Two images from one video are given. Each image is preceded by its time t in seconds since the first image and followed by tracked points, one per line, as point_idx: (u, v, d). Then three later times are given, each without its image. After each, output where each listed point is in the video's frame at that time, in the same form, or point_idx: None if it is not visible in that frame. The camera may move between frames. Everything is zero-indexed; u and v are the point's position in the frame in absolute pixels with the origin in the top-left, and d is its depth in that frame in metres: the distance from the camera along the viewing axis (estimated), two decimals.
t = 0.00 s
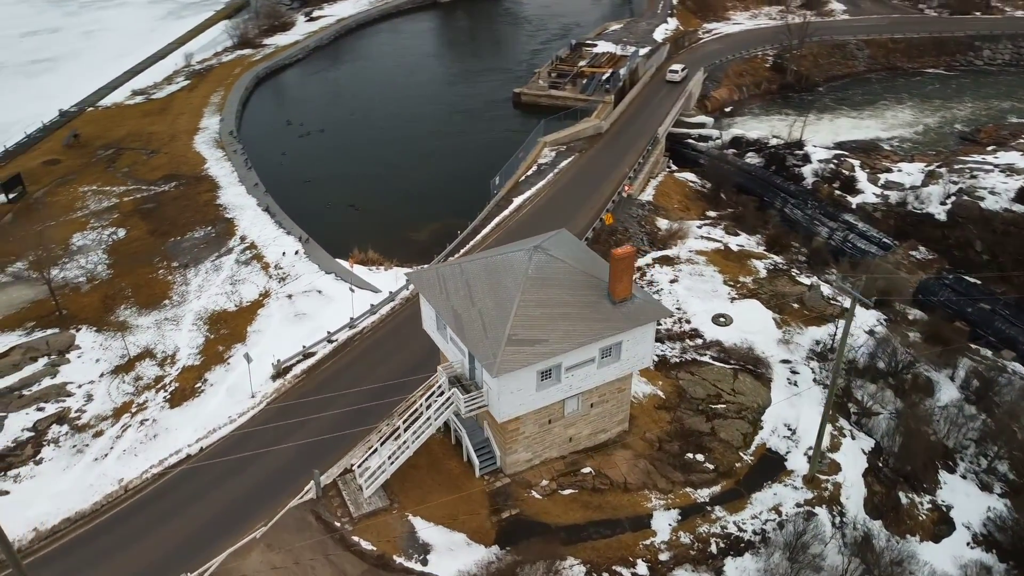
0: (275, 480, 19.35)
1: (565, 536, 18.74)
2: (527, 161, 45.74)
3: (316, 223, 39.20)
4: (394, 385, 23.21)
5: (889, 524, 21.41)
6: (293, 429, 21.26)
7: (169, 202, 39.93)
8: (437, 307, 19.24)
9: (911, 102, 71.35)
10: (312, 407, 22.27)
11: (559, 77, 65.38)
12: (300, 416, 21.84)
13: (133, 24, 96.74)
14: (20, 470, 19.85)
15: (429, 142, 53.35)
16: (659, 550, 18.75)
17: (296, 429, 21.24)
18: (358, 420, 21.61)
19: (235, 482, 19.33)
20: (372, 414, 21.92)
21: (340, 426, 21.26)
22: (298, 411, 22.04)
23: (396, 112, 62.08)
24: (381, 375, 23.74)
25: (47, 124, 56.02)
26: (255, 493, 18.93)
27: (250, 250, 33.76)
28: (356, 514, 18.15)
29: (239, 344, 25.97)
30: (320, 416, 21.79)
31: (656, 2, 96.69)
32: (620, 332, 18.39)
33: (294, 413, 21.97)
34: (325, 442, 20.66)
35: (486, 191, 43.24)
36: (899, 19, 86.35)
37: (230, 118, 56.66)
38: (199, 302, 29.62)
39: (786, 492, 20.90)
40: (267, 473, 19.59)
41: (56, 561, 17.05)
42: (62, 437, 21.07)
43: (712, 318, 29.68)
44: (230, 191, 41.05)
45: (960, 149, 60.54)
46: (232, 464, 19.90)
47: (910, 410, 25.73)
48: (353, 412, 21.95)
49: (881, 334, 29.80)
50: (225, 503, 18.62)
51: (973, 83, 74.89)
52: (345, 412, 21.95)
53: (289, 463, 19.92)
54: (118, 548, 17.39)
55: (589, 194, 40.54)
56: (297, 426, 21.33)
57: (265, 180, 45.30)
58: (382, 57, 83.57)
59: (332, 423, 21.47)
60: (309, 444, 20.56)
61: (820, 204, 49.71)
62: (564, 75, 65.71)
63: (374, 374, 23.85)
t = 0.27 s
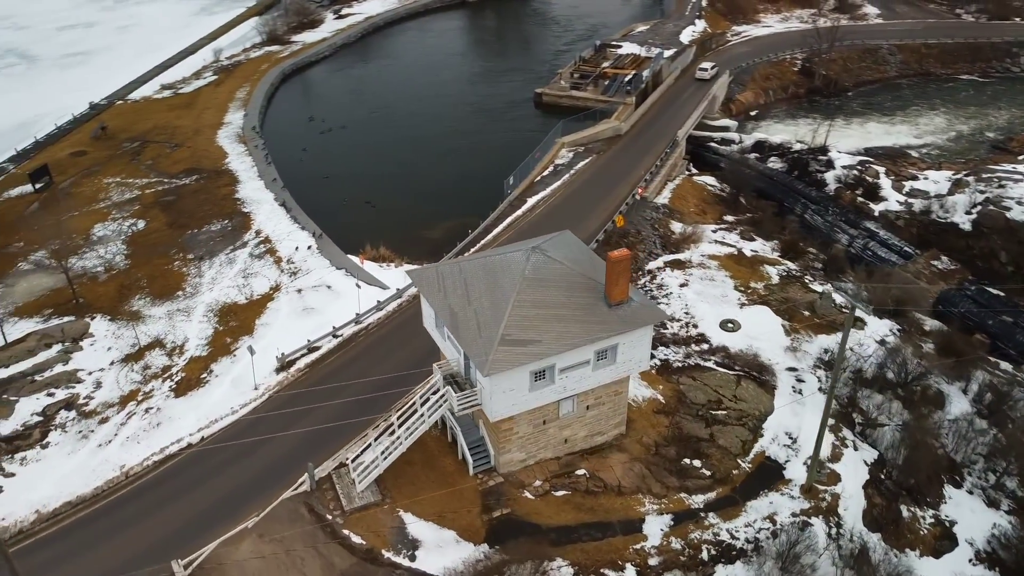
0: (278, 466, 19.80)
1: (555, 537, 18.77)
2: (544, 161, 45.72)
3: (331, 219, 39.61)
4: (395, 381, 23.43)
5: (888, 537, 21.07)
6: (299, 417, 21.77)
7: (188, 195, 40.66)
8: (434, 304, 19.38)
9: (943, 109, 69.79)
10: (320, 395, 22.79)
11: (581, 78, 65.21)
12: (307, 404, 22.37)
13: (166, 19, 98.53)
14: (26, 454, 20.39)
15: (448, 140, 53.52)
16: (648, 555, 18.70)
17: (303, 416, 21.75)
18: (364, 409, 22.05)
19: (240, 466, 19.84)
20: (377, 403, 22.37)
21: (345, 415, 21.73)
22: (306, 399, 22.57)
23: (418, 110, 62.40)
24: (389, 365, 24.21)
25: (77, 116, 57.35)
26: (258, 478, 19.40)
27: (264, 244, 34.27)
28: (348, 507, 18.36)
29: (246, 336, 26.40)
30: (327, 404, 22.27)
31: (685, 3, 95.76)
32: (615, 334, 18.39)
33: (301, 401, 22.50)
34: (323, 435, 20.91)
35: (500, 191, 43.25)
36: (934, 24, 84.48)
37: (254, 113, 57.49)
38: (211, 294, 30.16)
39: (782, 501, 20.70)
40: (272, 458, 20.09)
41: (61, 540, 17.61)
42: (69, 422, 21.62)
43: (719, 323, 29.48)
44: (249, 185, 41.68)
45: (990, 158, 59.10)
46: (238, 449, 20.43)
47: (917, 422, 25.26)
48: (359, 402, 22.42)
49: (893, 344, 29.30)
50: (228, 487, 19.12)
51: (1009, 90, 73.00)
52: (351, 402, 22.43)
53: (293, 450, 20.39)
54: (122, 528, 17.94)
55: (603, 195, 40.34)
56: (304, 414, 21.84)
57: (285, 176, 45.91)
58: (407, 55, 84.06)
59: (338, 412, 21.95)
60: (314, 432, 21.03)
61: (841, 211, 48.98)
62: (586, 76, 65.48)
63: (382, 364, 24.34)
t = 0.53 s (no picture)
0: (280, 455, 20.26)
1: (545, 537, 18.80)
2: (560, 162, 45.68)
3: (346, 216, 40.03)
4: (396, 377, 23.62)
5: (887, 550, 20.72)
6: (307, 405, 22.30)
7: (208, 189, 41.36)
8: (431, 302, 19.55)
9: (975, 116, 68.17)
10: (321, 389, 23.08)
11: (604, 79, 64.95)
12: (315, 393, 22.91)
13: (199, 15, 100.17)
14: (33, 438, 20.95)
15: (467, 138, 53.62)
16: (638, 558, 18.65)
17: (311, 405, 22.29)
18: (371, 398, 22.56)
19: (240, 455, 20.25)
20: (379, 396, 22.70)
21: (351, 403, 22.24)
22: (308, 392, 22.87)
23: (440, 108, 62.65)
24: (393, 360, 24.52)
25: (107, 109, 58.58)
26: (257, 468, 19.79)
27: (278, 238, 34.74)
28: (341, 500, 18.59)
29: (254, 329, 26.82)
30: (335, 393, 22.84)
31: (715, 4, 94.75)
32: (609, 337, 18.39)
33: (310, 390, 23.06)
34: (321, 429, 21.19)
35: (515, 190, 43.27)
36: (970, 30, 82.60)
37: (277, 109, 58.24)
38: (223, 286, 30.68)
39: (777, 510, 20.51)
40: (272, 449, 20.47)
41: (63, 521, 18.08)
42: (77, 408, 22.18)
43: (727, 328, 29.24)
44: (268, 180, 42.27)
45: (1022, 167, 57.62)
46: (238, 440, 20.79)
47: (925, 434, 24.80)
48: (367, 391, 22.92)
49: (905, 354, 28.80)
50: (225, 477, 19.48)
51: None
52: (359, 391, 22.93)
53: (298, 438, 20.88)
54: (123, 512, 18.39)
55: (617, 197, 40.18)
56: (311, 402, 22.38)
57: (303, 172, 46.47)
58: (433, 53, 84.38)
59: (345, 401, 22.47)
60: (320, 420, 21.57)
61: (863, 218, 48.21)
62: (609, 77, 65.16)
63: (385, 360, 24.55)
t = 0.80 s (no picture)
0: (281, 444, 20.69)
1: (534, 537, 18.83)
2: (577, 164, 45.61)
3: (360, 213, 40.38)
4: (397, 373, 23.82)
5: (884, 563, 20.38)
6: (313, 394, 22.83)
7: (227, 183, 42.03)
8: (428, 299, 19.71)
9: (1008, 124, 66.51)
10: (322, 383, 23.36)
11: (626, 81, 64.59)
12: (320, 384, 23.36)
13: (230, 12, 101.68)
14: (41, 422, 21.50)
15: (485, 137, 53.70)
16: (627, 563, 18.61)
17: (310, 399, 22.56)
18: (376, 388, 23.07)
19: (238, 446, 20.60)
20: (378, 392, 22.92)
21: (350, 399, 22.48)
22: (309, 386, 23.17)
23: (461, 108, 62.81)
24: (395, 356, 24.72)
25: (135, 103, 59.78)
26: (254, 459, 20.11)
27: (292, 233, 35.20)
28: (333, 494, 18.82)
29: (261, 322, 27.22)
30: (342, 383, 23.38)
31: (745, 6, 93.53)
32: (603, 339, 18.39)
33: (315, 381, 23.51)
34: (319, 424, 21.47)
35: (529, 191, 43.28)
36: (1007, 36, 80.62)
37: (300, 105, 58.96)
38: (235, 279, 31.18)
39: (771, 519, 20.32)
40: (269, 441, 20.79)
41: (65, 503, 18.59)
42: (85, 394, 22.73)
43: (734, 334, 29.01)
44: (285, 176, 42.82)
45: None
46: (237, 432, 21.14)
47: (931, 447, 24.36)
48: (373, 381, 23.46)
49: (916, 365, 28.29)
50: (222, 467, 19.83)
51: None
52: (366, 381, 23.46)
53: (301, 427, 21.37)
54: (124, 496, 18.86)
55: (631, 199, 40.00)
56: (315, 394, 22.83)
57: (322, 169, 46.97)
58: (457, 53, 84.65)
59: (344, 396, 22.72)
60: (318, 414, 21.85)
61: (884, 226, 47.41)
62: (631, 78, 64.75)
63: (387, 357, 24.76)
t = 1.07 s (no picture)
0: (281, 434, 21.05)
1: (524, 537, 18.88)
2: (593, 165, 45.50)
3: (375, 211, 40.75)
4: (399, 369, 24.04)
5: None
6: (316, 387, 23.15)
7: (246, 177, 42.69)
8: (426, 296, 19.81)
9: None
10: (326, 376, 23.69)
11: (648, 82, 64.23)
12: (323, 377, 23.68)
13: (261, 9, 103.11)
14: (49, 407, 22.09)
15: (503, 137, 53.82)
16: (615, 566, 18.58)
17: (312, 392, 22.88)
18: (378, 383, 23.32)
19: (238, 437, 20.95)
20: (379, 386, 23.16)
21: (351, 393, 22.77)
22: (312, 379, 23.53)
23: (482, 107, 62.98)
24: (398, 352, 24.96)
25: (162, 97, 60.91)
26: (252, 450, 20.43)
27: (307, 228, 35.67)
28: (326, 487, 19.09)
29: (270, 315, 27.66)
30: (345, 377, 23.66)
31: (775, 9, 92.37)
32: (598, 342, 18.40)
33: (318, 374, 23.83)
34: (319, 417, 21.72)
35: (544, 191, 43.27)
36: None
37: (323, 102, 59.64)
38: (247, 272, 31.71)
39: (765, 528, 20.15)
40: (268, 433, 21.10)
41: (68, 486, 19.09)
42: (93, 381, 23.31)
43: (741, 340, 28.77)
44: (303, 172, 43.34)
45: None
46: (238, 423, 21.51)
47: (936, 460, 23.93)
48: (375, 376, 23.71)
49: (926, 376, 27.85)
50: (221, 457, 20.19)
51: None
52: (372, 374, 23.79)
53: (304, 417, 21.74)
54: (124, 481, 19.30)
55: (646, 201, 39.81)
56: (318, 387, 23.14)
57: (340, 166, 47.46)
58: (482, 52, 84.85)
59: (346, 390, 22.99)
60: (319, 408, 22.11)
61: (906, 235, 46.55)
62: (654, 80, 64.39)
63: (390, 352, 25.00)
